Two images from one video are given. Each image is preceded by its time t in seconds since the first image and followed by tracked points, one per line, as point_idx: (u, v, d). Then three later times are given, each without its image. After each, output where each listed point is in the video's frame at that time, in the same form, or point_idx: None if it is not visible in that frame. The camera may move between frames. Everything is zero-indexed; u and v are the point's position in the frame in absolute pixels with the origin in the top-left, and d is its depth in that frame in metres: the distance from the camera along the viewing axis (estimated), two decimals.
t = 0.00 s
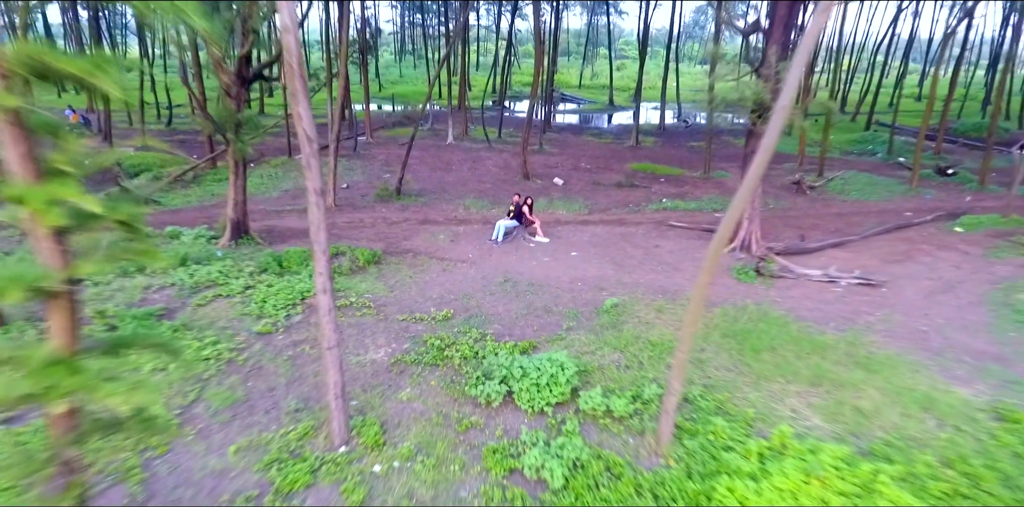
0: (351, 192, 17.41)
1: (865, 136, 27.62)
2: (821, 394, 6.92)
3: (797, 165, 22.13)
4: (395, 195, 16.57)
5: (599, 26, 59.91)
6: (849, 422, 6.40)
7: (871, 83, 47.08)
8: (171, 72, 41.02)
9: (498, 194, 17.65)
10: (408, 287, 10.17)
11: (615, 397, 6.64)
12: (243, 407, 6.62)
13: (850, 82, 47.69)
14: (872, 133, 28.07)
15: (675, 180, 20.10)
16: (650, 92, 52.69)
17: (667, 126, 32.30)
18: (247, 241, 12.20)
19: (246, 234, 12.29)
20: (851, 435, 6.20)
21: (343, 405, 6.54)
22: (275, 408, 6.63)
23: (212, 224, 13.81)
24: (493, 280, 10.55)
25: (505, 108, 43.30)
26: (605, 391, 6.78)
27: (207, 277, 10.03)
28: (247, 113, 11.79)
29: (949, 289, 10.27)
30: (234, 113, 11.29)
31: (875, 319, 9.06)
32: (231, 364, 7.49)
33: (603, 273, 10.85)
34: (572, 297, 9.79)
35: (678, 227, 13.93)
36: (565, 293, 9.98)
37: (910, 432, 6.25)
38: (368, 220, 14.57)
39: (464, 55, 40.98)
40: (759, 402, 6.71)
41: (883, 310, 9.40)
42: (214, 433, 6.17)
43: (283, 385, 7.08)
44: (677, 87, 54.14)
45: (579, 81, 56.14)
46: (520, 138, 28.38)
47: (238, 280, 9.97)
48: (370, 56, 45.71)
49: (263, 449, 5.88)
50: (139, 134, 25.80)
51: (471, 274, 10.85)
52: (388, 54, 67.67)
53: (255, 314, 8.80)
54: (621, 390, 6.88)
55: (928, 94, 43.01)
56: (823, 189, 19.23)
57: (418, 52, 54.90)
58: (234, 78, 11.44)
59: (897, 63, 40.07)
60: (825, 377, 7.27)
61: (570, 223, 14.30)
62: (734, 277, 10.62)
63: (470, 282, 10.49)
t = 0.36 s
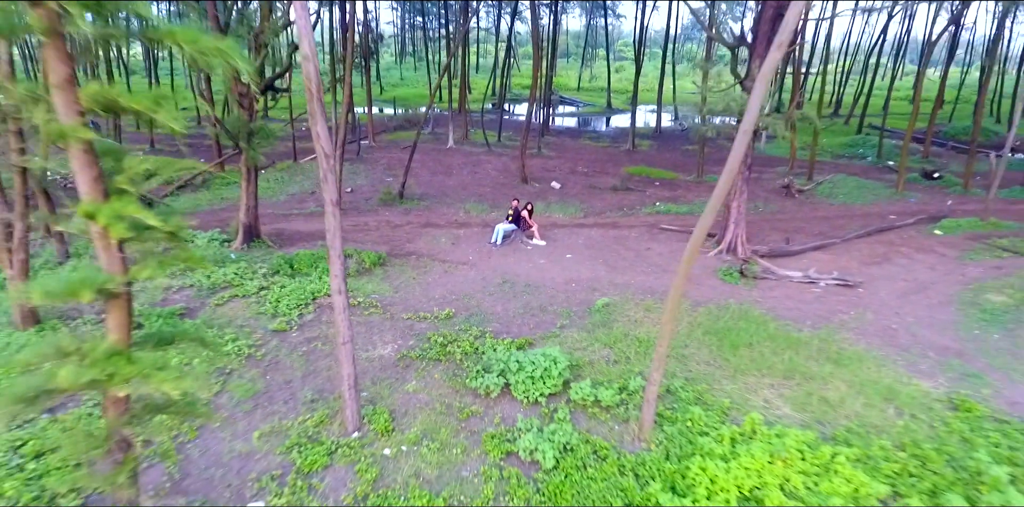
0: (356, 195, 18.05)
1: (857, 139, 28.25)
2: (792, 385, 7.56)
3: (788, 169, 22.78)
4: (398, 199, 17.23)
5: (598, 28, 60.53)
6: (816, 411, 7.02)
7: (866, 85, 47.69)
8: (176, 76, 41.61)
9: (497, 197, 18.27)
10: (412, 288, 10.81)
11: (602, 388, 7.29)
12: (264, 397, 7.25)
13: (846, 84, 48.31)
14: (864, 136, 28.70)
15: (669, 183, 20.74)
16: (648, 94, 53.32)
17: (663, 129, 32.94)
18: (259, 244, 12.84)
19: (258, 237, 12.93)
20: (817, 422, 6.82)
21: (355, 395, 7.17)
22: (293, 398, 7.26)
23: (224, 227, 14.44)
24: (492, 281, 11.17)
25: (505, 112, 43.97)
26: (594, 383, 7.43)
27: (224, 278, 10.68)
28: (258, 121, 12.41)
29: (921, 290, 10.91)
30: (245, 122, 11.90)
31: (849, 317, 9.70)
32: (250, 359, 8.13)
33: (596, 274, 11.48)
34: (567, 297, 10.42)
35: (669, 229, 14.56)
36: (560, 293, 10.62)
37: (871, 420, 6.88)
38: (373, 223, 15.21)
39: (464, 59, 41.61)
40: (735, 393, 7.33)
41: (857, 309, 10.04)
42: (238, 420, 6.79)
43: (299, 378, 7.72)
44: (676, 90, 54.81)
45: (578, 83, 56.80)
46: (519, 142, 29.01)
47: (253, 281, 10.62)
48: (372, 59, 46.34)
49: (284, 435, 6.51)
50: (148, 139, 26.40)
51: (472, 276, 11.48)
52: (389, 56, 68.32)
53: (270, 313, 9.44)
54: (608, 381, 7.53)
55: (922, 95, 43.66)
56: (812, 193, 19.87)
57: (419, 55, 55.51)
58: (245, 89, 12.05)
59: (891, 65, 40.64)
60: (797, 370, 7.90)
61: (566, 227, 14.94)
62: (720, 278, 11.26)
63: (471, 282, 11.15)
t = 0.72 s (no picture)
0: (360, 199, 18.68)
1: (848, 143, 28.89)
2: (768, 379, 8.21)
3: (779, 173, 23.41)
4: (401, 203, 17.87)
5: (596, 31, 61.17)
6: (788, 402, 7.66)
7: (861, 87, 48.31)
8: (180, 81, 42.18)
9: (496, 201, 18.91)
10: (416, 288, 11.45)
11: (593, 381, 7.94)
12: (281, 390, 7.89)
13: (841, 86, 48.94)
14: (855, 140, 29.36)
15: (663, 187, 21.38)
16: (646, 97, 53.94)
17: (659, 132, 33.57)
18: (269, 247, 13.47)
19: (268, 240, 13.56)
20: (788, 412, 7.47)
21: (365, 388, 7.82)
22: (308, 391, 7.90)
23: (235, 231, 15.06)
24: (491, 283, 11.82)
25: (504, 116, 44.61)
26: (585, 377, 8.08)
27: (239, 280, 11.31)
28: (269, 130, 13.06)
29: (897, 290, 11.56)
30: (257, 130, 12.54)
31: (826, 316, 10.34)
32: (267, 355, 8.77)
33: (590, 276, 12.11)
34: (561, 298, 11.06)
35: (661, 233, 15.20)
36: (555, 294, 11.27)
37: (838, 410, 7.52)
38: (377, 226, 15.85)
39: (464, 64, 42.23)
40: (714, 386, 7.98)
41: (834, 309, 10.68)
42: (260, 410, 7.43)
43: (313, 373, 8.36)
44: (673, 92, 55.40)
45: (577, 86, 57.41)
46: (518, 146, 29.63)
47: (266, 283, 11.25)
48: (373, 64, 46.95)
49: (302, 424, 7.15)
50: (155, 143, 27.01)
51: (472, 277, 12.12)
52: (389, 59, 68.93)
53: (284, 313, 10.08)
54: (598, 375, 8.17)
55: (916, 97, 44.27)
56: (802, 196, 20.51)
57: (420, 59, 56.10)
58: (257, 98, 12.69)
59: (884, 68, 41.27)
60: (773, 365, 8.55)
61: (563, 230, 15.58)
62: (707, 280, 11.90)
63: (471, 283, 11.80)
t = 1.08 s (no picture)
0: (363, 203, 19.32)
1: (840, 146, 29.53)
2: (746, 374, 8.86)
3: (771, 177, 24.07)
4: (403, 207, 18.52)
5: (595, 34, 61.75)
6: (763, 395, 8.30)
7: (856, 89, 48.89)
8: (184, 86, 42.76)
9: (495, 205, 19.55)
10: (419, 290, 12.10)
11: (584, 376, 8.59)
12: (296, 385, 8.53)
13: (836, 89, 49.51)
14: (847, 144, 29.99)
15: (657, 191, 22.03)
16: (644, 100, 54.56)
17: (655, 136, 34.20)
18: (279, 250, 14.12)
19: (277, 244, 14.22)
20: (763, 404, 8.11)
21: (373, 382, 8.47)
22: (320, 385, 8.55)
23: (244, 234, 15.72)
24: (490, 285, 12.46)
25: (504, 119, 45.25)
26: (577, 372, 8.72)
27: (251, 282, 11.97)
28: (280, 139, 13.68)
29: (874, 291, 12.20)
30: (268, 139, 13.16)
31: (805, 316, 10.99)
32: (281, 352, 9.41)
33: (584, 278, 12.75)
34: (557, 299, 11.70)
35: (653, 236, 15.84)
36: (550, 295, 11.91)
37: (809, 403, 8.15)
38: (380, 230, 16.49)
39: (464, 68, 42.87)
40: (696, 381, 8.63)
41: (814, 309, 11.33)
42: (277, 402, 8.07)
43: (325, 369, 9.00)
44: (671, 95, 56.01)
45: (576, 89, 58.02)
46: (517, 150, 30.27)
47: (277, 285, 11.90)
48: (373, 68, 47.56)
49: (316, 415, 7.79)
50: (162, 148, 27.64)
51: (472, 279, 12.77)
52: (390, 62, 69.58)
53: (295, 313, 10.73)
54: (589, 371, 8.82)
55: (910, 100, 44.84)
56: (792, 200, 21.16)
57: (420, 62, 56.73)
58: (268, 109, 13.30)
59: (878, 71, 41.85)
60: (752, 362, 9.20)
61: (559, 233, 16.22)
62: (695, 282, 12.55)
63: (471, 285, 12.44)
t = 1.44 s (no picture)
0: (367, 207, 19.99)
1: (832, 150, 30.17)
2: (727, 371, 9.51)
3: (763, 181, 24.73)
4: (405, 211, 19.17)
5: (594, 37, 62.40)
6: (742, 390, 8.96)
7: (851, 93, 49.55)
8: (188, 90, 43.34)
9: (494, 209, 20.22)
10: (422, 292, 12.76)
11: (576, 373, 9.24)
12: (309, 380, 9.19)
13: (832, 92, 50.14)
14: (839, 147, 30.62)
15: (652, 195, 22.69)
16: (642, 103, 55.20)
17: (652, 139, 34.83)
18: (287, 253, 14.79)
19: (286, 247, 14.88)
20: (741, 398, 8.77)
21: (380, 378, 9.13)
22: (331, 381, 9.20)
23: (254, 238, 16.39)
24: (489, 286, 13.12)
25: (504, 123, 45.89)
26: (570, 369, 9.37)
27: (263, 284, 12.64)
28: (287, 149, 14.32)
29: (853, 293, 12.87)
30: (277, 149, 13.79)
31: (786, 317, 11.65)
32: (294, 350, 10.07)
33: (579, 281, 13.41)
34: (552, 300, 12.36)
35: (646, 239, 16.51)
36: (546, 296, 12.59)
37: (784, 397, 8.81)
38: (384, 233, 17.16)
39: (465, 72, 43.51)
40: (680, 377, 9.29)
41: (795, 310, 11.99)
42: (291, 396, 8.73)
43: (335, 365, 9.66)
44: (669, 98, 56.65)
45: (575, 92, 58.68)
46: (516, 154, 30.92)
47: (287, 287, 12.57)
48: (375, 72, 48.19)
49: (327, 408, 8.45)
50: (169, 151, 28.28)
51: (472, 282, 13.43)
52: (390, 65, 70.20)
53: (305, 314, 11.39)
54: (581, 368, 9.47)
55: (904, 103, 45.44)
56: (782, 203, 21.81)
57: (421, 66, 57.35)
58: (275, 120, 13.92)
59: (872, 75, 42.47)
60: (733, 359, 9.85)
61: (556, 237, 16.88)
62: (684, 284, 13.21)
63: (471, 287, 13.11)
